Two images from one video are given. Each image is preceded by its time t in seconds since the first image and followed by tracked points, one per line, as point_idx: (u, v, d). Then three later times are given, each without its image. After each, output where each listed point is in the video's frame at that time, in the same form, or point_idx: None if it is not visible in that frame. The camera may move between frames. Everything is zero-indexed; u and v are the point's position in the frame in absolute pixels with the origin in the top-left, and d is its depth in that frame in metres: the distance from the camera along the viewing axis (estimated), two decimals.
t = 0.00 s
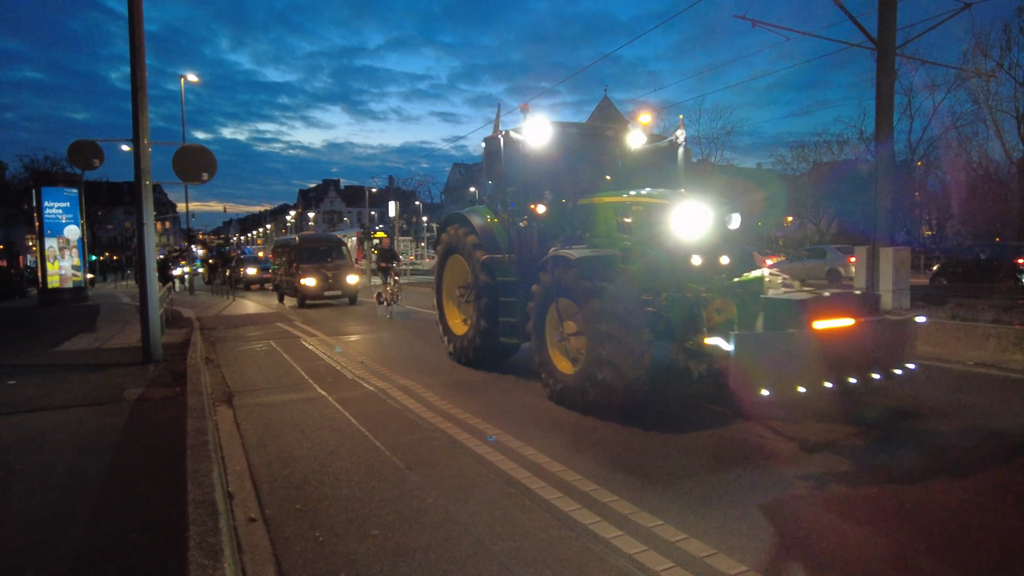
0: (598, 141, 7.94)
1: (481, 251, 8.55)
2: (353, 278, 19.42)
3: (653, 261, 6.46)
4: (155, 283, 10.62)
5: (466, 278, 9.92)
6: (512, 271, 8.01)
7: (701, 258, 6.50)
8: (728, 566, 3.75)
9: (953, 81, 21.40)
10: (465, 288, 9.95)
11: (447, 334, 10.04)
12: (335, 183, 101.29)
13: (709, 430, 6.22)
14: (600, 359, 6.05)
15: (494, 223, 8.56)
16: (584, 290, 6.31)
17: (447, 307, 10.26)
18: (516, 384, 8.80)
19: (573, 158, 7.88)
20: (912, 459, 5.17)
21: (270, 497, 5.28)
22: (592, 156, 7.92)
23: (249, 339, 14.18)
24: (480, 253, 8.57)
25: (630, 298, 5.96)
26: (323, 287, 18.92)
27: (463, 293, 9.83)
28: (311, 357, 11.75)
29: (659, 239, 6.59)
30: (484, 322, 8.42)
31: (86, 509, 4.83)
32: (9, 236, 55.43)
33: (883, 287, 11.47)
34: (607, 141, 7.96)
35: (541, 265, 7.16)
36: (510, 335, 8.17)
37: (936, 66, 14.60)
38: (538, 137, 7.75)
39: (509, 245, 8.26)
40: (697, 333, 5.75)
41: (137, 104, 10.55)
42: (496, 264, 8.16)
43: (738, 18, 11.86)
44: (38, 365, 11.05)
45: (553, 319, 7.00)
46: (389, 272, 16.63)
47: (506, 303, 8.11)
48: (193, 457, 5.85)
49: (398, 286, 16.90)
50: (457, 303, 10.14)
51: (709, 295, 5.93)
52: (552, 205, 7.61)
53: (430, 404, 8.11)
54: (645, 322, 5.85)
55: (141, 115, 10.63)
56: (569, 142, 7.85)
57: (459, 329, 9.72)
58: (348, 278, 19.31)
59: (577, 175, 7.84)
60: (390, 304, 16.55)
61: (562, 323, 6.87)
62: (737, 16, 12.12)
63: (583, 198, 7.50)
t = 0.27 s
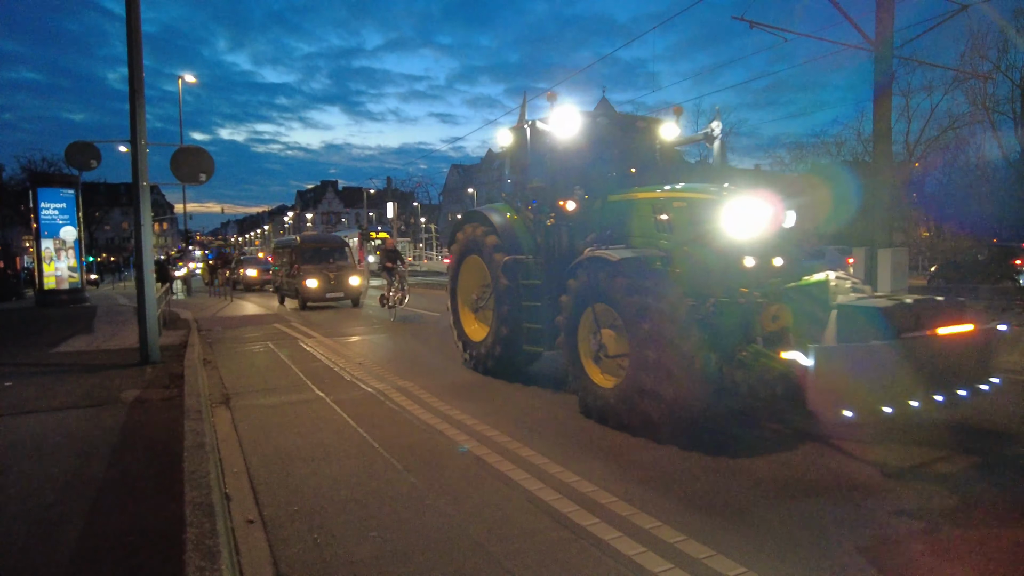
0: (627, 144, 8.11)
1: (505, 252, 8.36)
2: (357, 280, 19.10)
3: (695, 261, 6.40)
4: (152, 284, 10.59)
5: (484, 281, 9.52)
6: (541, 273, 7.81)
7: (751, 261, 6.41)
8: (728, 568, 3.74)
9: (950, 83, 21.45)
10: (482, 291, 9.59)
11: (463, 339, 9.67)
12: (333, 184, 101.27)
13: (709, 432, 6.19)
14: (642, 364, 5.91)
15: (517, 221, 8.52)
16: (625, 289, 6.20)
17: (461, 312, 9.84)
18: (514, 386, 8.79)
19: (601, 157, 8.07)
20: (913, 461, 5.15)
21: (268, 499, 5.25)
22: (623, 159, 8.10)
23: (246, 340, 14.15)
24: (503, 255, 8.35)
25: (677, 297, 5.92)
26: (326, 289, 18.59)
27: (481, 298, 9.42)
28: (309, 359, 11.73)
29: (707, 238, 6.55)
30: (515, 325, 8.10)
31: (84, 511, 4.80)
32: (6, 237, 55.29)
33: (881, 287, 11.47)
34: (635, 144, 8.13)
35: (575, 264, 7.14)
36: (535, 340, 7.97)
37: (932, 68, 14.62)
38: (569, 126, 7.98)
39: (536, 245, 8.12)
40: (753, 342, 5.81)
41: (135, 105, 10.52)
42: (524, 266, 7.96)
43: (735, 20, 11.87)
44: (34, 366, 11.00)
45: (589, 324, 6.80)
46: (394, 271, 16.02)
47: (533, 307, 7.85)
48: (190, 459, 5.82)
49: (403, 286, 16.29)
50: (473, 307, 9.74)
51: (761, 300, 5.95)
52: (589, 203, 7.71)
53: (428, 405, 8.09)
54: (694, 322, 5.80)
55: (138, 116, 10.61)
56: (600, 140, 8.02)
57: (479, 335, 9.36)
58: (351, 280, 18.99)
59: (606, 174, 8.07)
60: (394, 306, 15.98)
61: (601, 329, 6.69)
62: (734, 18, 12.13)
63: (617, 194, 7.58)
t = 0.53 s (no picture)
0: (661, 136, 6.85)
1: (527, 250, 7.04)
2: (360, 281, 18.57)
3: (754, 258, 5.21)
4: (150, 285, 10.57)
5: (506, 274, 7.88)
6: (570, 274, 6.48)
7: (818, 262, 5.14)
8: (726, 568, 3.73)
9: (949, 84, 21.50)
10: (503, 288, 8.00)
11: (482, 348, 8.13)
12: (332, 185, 101.32)
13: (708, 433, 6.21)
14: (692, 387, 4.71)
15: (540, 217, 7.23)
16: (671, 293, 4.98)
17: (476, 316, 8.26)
18: (513, 386, 8.79)
19: (631, 145, 6.70)
20: (912, 456, 5.16)
21: (267, 500, 5.24)
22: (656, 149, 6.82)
23: (245, 341, 14.15)
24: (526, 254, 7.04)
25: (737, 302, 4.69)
26: (329, 290, 18.08)
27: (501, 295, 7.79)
28: (308, 359, 11.72)
29: (766, 234, 5.27)
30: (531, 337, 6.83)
31: (81, 512, 4.79)
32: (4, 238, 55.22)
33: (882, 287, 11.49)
34: (669, 134, 6.88)
35: (615, 265, 5.74)
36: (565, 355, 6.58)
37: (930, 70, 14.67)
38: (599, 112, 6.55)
39: (565, 244, 6.83)
40: (819, 354, 4.58)
41: (133, 106, 10.52)
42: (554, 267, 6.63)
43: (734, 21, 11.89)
44: (33, 367, 10.98)
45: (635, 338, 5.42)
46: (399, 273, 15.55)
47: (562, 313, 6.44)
48: (188, 460, 5.81)
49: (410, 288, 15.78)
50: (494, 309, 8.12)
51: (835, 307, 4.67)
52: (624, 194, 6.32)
53: (427, 406, 8.08)
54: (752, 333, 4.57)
55: (136, 116, 10.58)
56: (631, 127, 6.71)
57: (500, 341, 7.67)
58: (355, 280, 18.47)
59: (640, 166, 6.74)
60: (400, 309, 15.42)
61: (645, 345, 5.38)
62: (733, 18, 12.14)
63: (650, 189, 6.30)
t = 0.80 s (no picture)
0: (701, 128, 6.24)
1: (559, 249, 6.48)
2: (365, 282, 18.04)
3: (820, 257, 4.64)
4: (149, 285, 10.56)
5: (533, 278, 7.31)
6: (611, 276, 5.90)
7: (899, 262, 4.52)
8: (727, 569, 3.72)
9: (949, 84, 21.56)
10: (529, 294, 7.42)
11: (505, 358, 7.52)
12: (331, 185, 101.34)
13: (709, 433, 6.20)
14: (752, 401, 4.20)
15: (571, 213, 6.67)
16: (735, 295, 4.39)
17: (499, 323, 7.68)
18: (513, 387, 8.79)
19: (670, 136, 6.15)
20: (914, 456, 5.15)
21: (266, 501, 5.22)
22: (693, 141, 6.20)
23: (244, 341, 14.13)
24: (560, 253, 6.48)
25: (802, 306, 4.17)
26: (333, 291, 17.56)
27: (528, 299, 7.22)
28: (307, 360, 11.71)
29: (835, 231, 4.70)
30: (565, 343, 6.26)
31: (80, 513, 4.77)
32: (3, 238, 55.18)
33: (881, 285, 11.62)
34: (710, 126, 6.26)
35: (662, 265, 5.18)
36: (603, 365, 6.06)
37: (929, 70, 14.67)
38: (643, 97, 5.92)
39: (600, 243, 6.27)
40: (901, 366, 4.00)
41: (132, 106, 10.51)
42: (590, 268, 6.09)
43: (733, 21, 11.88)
44: (31, 368, 10.96)
45: (684, 349, 4.84)
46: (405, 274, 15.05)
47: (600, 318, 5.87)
48: (188, 460, 5.79)
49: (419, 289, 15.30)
50: (518, 315, 7.53)
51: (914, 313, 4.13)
52: (673, 188, 5.80)
53: (427, 406, 8.07)
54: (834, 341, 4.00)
55: (136, 116, 10.57)
56: (672, 117, 6.14)
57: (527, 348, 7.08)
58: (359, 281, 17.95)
59: (679, 160, 6.19)
60: (407, 311, 14.88)
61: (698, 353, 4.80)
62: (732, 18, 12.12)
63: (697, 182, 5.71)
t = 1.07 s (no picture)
0: (749, 115, 5.71)
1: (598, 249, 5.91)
2: (371, 282, 17.70)
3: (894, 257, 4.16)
4: (150, 285, 10.57)
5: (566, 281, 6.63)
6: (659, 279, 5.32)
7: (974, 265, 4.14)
8: (727, 568, 3.73)
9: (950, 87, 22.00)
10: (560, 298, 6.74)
11: (532, 369, 6.84)
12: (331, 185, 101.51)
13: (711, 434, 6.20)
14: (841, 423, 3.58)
15: (609, 210, 6.15)
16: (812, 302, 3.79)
17: (526, 330, 7.00)
18: (514, 387, 8.83)
19: (714, 125, 5.66)
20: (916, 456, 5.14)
21: (267, 501, 5.22)
22: (740, 131, 5.68)
23: (245, 341, 14.13)
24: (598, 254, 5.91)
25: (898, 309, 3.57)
26: (338, 292, 17.23)
27: (559, 304, 6.54)
28: (308, 360, 11.73)
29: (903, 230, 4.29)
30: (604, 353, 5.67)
31: (82, 513, 4.78)
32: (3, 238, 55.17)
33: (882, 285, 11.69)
34: (760, 113, 5.72)
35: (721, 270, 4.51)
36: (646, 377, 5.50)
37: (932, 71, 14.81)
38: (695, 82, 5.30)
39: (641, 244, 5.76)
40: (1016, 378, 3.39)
41: (132, 107, 10.50)
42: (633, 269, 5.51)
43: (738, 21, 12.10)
44: (31, 368, 10.96)
45: (748, 363, 4.24)
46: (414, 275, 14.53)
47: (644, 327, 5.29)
48: (189, 460, 5.80)
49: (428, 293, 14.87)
50: (546, 321, 6.88)
51: None
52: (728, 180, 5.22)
53: (428, 407, 8.08)
54: (933, 351, 3.38)
55: (136, 116, 10.57)
56: (722, 104, 5.62)
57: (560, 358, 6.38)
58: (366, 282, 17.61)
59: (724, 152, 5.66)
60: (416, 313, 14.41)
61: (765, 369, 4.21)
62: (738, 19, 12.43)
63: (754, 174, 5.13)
